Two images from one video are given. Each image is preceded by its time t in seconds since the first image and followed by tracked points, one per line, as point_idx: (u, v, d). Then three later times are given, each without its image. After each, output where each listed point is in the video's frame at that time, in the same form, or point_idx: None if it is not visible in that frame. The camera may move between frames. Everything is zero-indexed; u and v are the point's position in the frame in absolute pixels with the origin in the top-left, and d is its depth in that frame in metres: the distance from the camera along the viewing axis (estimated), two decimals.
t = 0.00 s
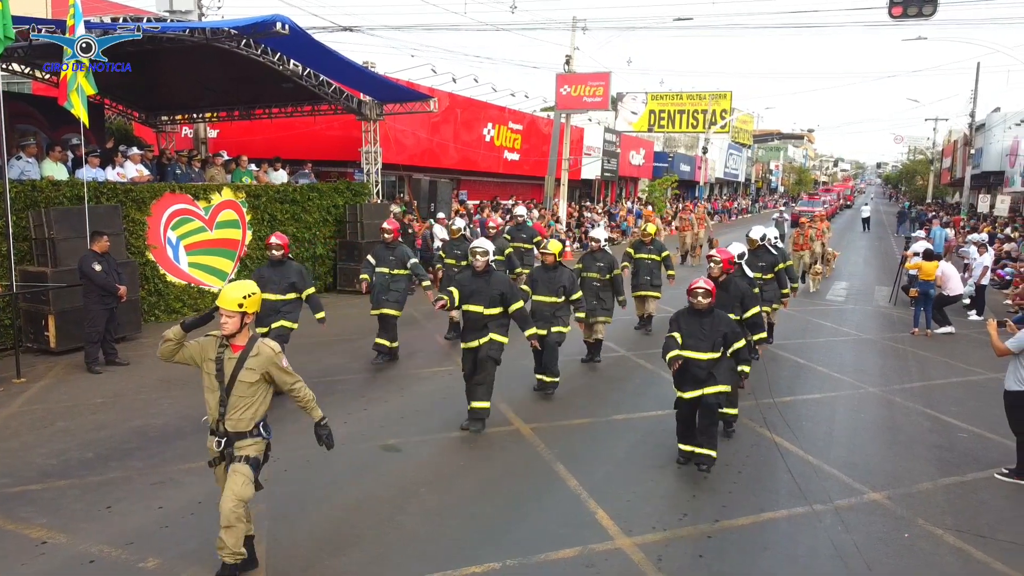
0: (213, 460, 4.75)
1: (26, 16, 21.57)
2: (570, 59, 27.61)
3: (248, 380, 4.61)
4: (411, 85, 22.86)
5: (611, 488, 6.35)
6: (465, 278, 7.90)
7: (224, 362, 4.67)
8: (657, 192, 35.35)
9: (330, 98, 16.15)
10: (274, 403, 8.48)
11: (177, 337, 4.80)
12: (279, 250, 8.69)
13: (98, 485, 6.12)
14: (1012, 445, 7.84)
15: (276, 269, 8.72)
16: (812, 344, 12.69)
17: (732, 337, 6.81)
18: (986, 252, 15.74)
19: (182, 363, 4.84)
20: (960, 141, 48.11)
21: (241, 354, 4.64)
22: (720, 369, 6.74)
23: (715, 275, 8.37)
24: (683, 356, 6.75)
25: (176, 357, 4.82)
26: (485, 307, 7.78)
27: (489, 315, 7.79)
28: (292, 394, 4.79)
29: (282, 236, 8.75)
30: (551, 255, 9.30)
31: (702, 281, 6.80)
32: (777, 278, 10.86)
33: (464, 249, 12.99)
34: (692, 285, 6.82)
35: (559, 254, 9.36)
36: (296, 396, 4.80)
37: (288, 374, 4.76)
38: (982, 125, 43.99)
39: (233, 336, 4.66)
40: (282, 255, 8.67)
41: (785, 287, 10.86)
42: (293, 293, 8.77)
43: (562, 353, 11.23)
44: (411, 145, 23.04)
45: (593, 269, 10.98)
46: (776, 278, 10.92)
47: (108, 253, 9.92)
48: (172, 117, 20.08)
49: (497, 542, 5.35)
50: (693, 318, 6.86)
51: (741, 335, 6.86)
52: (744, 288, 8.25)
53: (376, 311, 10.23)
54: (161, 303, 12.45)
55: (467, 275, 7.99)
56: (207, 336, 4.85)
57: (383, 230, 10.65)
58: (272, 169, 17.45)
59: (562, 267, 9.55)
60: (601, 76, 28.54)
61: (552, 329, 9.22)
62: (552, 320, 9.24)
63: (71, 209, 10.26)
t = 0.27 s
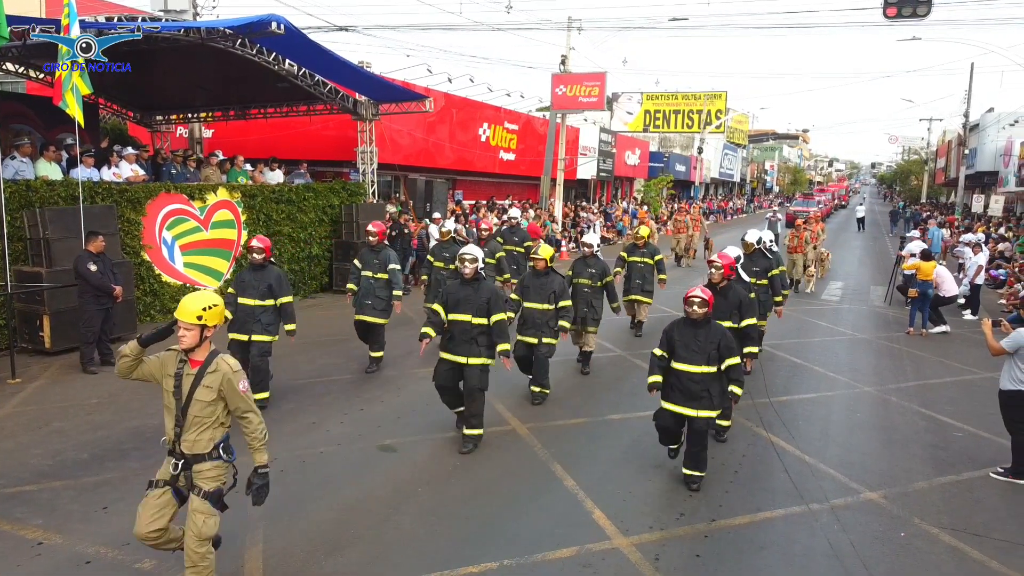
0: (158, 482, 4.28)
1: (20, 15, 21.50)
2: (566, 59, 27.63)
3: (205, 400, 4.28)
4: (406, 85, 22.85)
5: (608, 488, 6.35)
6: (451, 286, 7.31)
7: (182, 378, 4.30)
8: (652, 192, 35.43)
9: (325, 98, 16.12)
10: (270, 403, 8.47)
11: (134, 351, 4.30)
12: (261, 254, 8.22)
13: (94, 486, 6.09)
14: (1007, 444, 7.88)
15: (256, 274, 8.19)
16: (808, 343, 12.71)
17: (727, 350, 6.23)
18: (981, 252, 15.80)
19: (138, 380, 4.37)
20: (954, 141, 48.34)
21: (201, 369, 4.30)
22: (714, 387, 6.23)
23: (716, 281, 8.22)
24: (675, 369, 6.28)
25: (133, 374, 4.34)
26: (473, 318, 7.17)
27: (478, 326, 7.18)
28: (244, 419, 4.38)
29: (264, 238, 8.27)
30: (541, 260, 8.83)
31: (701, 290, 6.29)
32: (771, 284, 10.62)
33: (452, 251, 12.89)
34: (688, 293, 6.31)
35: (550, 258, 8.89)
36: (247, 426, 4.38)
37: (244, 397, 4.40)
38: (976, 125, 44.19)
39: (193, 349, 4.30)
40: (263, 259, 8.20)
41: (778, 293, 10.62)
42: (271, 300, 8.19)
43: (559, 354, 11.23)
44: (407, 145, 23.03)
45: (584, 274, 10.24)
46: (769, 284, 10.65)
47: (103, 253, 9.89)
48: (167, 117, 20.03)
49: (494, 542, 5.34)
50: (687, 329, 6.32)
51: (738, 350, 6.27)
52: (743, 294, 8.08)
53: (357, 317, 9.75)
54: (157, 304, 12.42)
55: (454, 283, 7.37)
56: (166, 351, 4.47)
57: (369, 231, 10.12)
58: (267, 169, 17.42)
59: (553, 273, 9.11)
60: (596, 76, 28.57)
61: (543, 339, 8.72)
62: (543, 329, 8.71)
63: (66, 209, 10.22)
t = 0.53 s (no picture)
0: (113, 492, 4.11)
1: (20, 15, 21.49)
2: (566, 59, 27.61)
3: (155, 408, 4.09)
4: (407, 85, 22.86)
5: (608, 488, 6.35)
6: (438, 286, 7.44)
7: (136, 387, 4.16)
8: (652, 192, 35.44)
9: (325, 98, 16.13)
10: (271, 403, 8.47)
11: (87, 356, 4.15)
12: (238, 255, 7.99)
13: (94, 487, 6.10)
14: (1008, 444, 7.88)
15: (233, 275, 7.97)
16: (808, 343, 12.70)
17: (717, 349, 6.23)
18: (982, 252, 15.81)
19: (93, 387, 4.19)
20: (955, 140, 48.29)
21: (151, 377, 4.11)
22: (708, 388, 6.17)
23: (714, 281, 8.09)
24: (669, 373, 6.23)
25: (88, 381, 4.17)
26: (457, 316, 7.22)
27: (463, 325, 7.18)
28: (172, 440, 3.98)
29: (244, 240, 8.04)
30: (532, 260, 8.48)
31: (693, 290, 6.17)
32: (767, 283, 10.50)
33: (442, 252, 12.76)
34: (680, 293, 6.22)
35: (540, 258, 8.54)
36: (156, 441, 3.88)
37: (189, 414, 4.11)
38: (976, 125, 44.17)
39: (146, 356, 4.14)
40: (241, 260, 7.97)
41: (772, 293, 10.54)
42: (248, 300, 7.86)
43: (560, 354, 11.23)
44: (407, 145, 23.03)
45: (577, 274, 10.09)
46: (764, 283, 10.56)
47: (104, 253, 9.89)
48: (167, 117, 20.03)
49: (495, 542, 5.34)
50: (679, 331, 6.32)
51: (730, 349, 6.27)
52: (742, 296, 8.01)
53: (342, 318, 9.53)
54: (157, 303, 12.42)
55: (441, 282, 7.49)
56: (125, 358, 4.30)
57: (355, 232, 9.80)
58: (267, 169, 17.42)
59: (543, 271, 8.67)
60: (596, 76, 28.57)
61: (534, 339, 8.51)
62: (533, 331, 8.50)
63: (66, 208, 10.21)
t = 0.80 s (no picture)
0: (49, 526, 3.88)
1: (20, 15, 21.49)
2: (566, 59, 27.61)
3: (93, 428, 3.82)
4: (407, 85, 22.86)
5: (609, 488, 6.35)
6: (416, 292, 7.00)
7: (71, 404, 3.87)
8: (652, 191, 35.47)
9: (325, 98, 16.13)
10: (271, 403, 8.47)
11: (17, 372, 3.92)
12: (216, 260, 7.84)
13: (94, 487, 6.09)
14: (1009, 445, 7.87)
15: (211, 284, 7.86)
16: (808, 343, 12.70)
17: (709, 360, 5.86)
18: (981, 252, 15.82)
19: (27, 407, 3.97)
20: (955, 140, 48.31)
21: (89, 394, 3.84)
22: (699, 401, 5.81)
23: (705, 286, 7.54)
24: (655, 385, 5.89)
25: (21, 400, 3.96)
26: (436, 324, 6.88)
27: (440, 334, 6.86)
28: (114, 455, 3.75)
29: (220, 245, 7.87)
30: (516, 264, 8.42)
31: (681, 298, 5.82)
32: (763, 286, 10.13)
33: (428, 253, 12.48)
34: (667, 301, 5.87)
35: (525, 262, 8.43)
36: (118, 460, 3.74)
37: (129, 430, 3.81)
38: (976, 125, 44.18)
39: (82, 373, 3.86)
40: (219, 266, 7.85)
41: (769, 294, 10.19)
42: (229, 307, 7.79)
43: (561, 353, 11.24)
44: (407, 145, 23.03)
45: (567, 278, 9.88)
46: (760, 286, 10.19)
47: (104, 253, 9.88)
48: (167, 117, 20.03)
49: (495, 543, 5.34)
50: (666, 339, 5.95)
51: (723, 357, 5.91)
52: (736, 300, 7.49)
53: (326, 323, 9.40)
54: (157, 304, 12.41)
55: (419, 287, 7.08)
56: (57, 374, 4.03)
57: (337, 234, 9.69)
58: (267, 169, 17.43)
59: (528, 277, 8.67)
60: (596, 76, 28.58)
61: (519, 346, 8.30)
62: (517, 336, 8.28)
63: (66, 208, 10.21)
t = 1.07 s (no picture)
0: None
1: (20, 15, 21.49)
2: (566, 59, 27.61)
3: (35, 444, 3.61)
4: (407, 85, 22.86)
5: (608, 488, 6.35)
6: (397, 291, 6.77)
7: (4, 418, 3.64)
8: (652, 191, 35.48)
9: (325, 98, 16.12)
10: (270, 403, 8.48)
11: None
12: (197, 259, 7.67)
13: (93, 487, 6.09)
14: (1009, 445, 7.87)
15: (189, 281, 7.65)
16: (809, 343, 12.69)
17: (704, 364, 5.63)
18: (982, 252, 15.83)
19: None
20: (955, 139, 48.32)
21: (27, 408, 3.61)
22: (692, 407, 5.50)
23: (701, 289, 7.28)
24: (646, 389, 5.56)
25: None
26: (418, 326, 6.70)
27: (424, 335, 6.72)
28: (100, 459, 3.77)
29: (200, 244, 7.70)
30: (505, 262, 8.26)
31: (676, 299, 5.61)
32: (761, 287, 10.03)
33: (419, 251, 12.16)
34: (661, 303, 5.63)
35: (514, 261, 8.30)
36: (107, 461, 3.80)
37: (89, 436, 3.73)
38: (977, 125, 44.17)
39: (17, 384, 3.64)
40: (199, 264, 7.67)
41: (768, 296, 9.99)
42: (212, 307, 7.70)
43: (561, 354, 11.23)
44: (407, 145, 23.02)
45: (558, 278, 9.67)
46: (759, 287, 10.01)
47: (104, 253, 9.88)
48: (167, 117, 20.03)
49: (493, 543, 5.33)
50: (659, 342, 5.66)
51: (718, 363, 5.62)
52: (732, 303, 7.30)
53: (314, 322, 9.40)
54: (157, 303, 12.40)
55: (399, 286, 6.84)
56: None
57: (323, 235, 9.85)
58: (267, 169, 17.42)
59: (518, 275, 8.40)
60: (596, 76, 28.57)
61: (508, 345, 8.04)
62: (507, 335, 8.06)
63: (65, 208, 10.21)
